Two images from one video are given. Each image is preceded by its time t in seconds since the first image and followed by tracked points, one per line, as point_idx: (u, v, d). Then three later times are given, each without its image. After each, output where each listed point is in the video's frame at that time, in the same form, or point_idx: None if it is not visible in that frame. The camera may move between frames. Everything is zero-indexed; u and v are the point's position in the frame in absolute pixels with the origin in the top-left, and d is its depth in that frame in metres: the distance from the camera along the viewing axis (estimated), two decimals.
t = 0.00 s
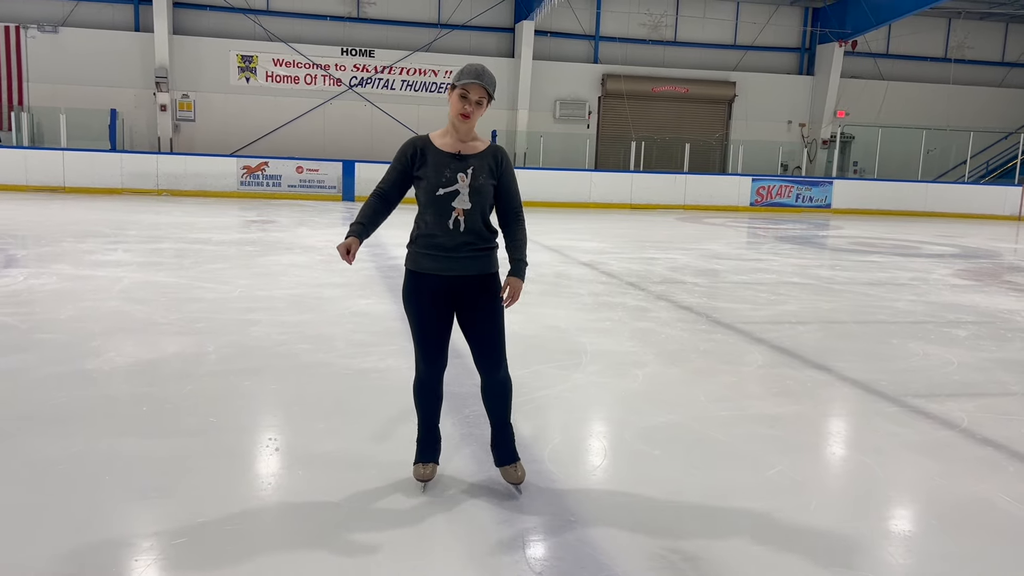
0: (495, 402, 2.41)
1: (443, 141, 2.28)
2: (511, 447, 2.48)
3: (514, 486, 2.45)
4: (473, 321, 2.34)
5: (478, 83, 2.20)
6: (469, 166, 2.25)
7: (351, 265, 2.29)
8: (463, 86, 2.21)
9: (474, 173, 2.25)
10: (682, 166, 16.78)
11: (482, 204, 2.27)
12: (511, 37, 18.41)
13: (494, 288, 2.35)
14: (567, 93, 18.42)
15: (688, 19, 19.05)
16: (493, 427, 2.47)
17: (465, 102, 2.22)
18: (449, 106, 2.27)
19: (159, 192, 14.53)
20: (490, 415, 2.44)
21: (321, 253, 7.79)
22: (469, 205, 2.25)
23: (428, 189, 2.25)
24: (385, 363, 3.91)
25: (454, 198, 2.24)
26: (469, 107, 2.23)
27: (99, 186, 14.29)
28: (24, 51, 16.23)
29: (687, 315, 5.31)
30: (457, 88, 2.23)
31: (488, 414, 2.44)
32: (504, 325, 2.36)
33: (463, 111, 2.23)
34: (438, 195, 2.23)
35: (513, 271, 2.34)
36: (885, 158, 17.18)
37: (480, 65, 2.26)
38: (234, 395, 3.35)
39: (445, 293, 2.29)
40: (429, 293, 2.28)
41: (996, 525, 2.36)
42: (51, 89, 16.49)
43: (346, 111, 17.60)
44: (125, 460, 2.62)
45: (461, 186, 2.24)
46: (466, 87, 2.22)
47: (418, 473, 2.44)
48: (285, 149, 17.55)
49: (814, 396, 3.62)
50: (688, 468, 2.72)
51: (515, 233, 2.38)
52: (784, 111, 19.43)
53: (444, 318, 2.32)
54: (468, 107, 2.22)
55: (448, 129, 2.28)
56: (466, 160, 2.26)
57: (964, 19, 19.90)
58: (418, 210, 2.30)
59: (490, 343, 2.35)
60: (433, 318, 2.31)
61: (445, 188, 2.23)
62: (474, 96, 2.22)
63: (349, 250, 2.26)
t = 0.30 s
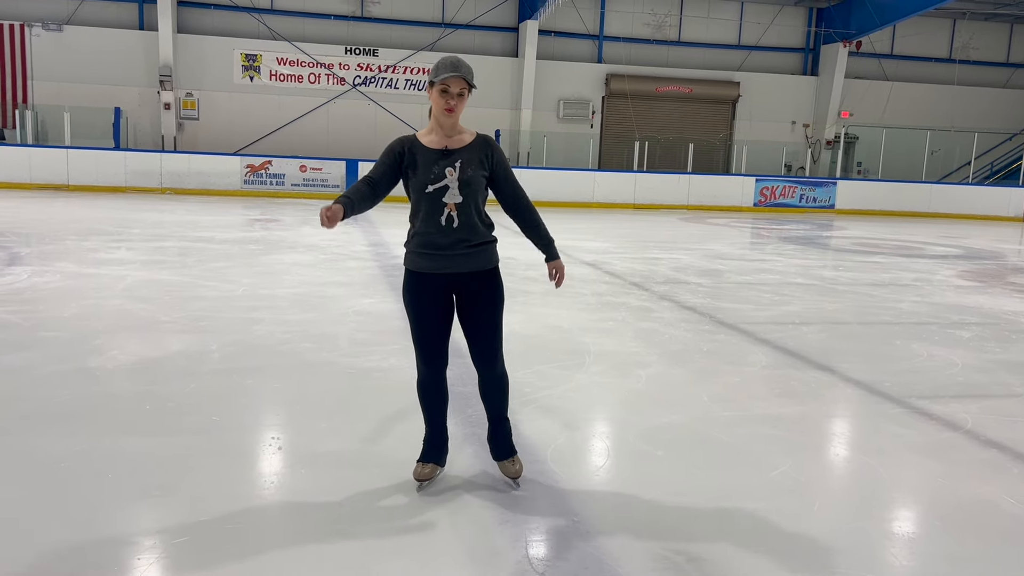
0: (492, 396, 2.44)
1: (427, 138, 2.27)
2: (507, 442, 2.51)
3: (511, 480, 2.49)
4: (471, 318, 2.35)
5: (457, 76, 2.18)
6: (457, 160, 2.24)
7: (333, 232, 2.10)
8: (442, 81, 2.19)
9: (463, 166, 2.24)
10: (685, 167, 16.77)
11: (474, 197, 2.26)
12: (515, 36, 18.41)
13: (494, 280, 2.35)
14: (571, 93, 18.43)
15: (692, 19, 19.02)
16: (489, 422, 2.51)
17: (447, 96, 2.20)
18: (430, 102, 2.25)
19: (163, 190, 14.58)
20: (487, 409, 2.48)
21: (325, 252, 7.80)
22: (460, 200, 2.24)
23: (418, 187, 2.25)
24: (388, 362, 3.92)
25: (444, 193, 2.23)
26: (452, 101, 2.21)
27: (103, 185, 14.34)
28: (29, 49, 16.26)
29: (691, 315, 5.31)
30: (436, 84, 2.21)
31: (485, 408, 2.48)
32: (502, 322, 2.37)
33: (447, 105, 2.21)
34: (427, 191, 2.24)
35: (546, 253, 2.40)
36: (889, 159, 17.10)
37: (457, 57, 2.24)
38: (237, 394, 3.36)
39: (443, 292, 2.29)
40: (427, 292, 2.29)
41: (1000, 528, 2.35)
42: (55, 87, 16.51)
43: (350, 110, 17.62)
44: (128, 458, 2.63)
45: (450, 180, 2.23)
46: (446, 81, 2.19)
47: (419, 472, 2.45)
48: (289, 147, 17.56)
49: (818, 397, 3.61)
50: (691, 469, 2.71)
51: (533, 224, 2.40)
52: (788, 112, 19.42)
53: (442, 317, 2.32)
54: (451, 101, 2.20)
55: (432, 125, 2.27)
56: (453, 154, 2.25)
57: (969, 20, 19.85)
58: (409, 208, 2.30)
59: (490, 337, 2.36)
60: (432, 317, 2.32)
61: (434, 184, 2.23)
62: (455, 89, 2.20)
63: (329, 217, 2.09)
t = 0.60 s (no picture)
0: (501, 394, 2.48)
1: (419, 137, 2.26)
2: (519, 435, 2.55)
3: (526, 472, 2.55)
4: (472, 318, 2.36)
5: (454, 72, 2.18)
6: (453, 159, 2.25)
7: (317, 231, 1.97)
8: (440, 77, 2.18)
9: (459, 166, 2.25)
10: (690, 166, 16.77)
11: (471, 196, 2.27)
12: (519, 35, 18.40)
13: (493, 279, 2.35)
14: (575, 92, 18.42)
15: (697, 18, 19.00)
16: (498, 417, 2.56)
17: (443, 94, 2.20)
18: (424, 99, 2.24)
19: (167, 188, 14.64)
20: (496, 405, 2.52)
21: (329, 250, 7.81)
22: (458, 199, 2.25)
23: (415, 188, 2.24)
24: (392, 361, 3.92)
25: (442, 193, 2.23)
26: (449, 98, 2.21)
27: (108, 183, 14.40)
28: (34, 47, 16.28)
29: (695, 315, 5.31)
30: (433, 81, 2.20)
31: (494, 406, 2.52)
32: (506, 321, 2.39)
33: (443, 103, 2.21)
34: (425, 193, 2.23)
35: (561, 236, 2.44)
36: (895, 160, 17.05)
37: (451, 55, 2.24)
38: (241, 392, 3.36)
39: (444, 292, 2.30)
40: (428, 294, 2.29)
41: (1004, 528, 2.35)
42: (59, 85, 16.55)
43: (354, 109, 17.63)
44: (132, 456, 2.63)
45: (448, 180, 2.23)
46: (443, 78, 2.19)
47: (423, 470, 2.45)
48: (293, 146, 17.57)
49: (823, 397, 3.61)
50: (694, 468, 2.71)
51: (534, 211, 2.38)
52: (793, 112, 19.39)
53: (443, 318, 2.32)
54: (448, 98, 2.20)
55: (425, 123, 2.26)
56: (448, 154, 2.25)
57: (975, 20, 19.78)
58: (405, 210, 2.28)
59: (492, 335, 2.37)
60: (433, 319, 2.31)
61: (431, 186, 2.23)
62: (451, 86, 2.20)
63: (324, 215, 1.99)
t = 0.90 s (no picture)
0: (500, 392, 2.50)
1: (435, 134, 2.27)
2: (512, 428, 2.66)
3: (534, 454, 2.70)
4: (478, 315, 2.40)
5: (481, 76, 2.20)
6: (471, 161, 2.28)
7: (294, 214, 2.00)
8: (466, 80, 2.20)
9: (477, 168, 2.30)
10: (695, 165, 16.72)
11: (485, 198, 2.33)
12: (524, 34, 18.38)
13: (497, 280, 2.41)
14: (580, 91, 18.41)
15: (702, 17, 18.97)
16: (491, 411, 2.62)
17: (466, 95, 2.22)
18: (445, 97, 2.25)
19: (172, 186, 14.68)
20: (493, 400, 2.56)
21: (334, 248, 7.81)
22: (474, 201, 2.29)
23: (432, 187, 2.24)
24: (397, 359, 3.92)
25: (460, 194, 2.26)
26: (471, 100, 2.23)
27: (113, 181, 14.42)
28: (40, 45, 16.33)
29: (699, 314, 5.30)
30: (457, 81, 2.21)
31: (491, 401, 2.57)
32: (516, 317, 2.42)
33: (464, 105, 2.23)
34: (444, 191, 2.25)
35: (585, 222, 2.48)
36: (901, 159, 16.97)
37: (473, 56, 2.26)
38: (246, 390, 3.37)
39: (453, 291, 2.32)
40: (437, 293, 2.30)
41: (1010, 528, 2.34)
42: (65, 84, 16.59)
43: (359, 107, 17.64)
44: (137, 453, 2.63)
45: (467, 181, 2.27)
46: (468, 80, 2.21)
47: (429, 469, 2.41)
48: (298, 144, 17.57)
49: (828, 397, 3.60)
50: (699, 468, 2.71)
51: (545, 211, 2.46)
52: (798, 111, 19.35)
53: (451, 316, 2.32)
54: (470, 101, 2.23)
55: (443, 120, 2.27)
56: (466, 155, 2.29)
57: (981, 19, 19.71)
58: (416, 207, 2.27)
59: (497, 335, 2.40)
60: (441, 317, 2.30)
61: (452, 185, 2.25)
62: (475, 88, 2.22)
63: (305, 201, 2.00)
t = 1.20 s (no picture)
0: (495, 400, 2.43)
1: (462, 133, 2.27)
2: (506, 444, 2.53)
3: (514, 472, 2.53)
4: (486, 318, 2.38)
5: (511, 80, 2.20)
6: (497, 165, 2.29)
7: (303, 204, 2.03)
8: (497, 83, 2.19)
9: (502, 172, 2.31)
10: (699, 164, 16.71)
11: (506, 204, 2.34)
12: (529, 33, 18.37)
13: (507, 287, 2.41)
14: (585, 90, 18.41)
15: (707, 16, 18.94)
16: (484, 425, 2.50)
17: (496, 98, 2.22)
18: (473, 99, 2.24)
19: (177, 185, 14.72)
20: (487, 413, 2.46)
21: (338, 247, 7.82)
22: (497, 204, 2.30)
23: (458, 186, 2.24)
24: (400, 358, 3.93)
25: (485, 196, 2.27)
26: (500, 103, 2.23)
27: (118, 179, 14.46)
28: (46, 44, 16.37)
29: (703, 313, 5.30)
30: (487, 83, 2.20)
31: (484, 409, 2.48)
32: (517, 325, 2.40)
33: (493, 107, 2.23)
34: (470, 191, 2.25)
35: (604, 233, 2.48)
36: (906, 159, 16.92)
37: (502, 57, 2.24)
38: (250, 388, 3.37)
39: (465, 292, 2.30)
40: (450, 292, 2.28)
41: (1015, 529, 2.33)
42: (71, 82, 16.63)
43: (363, 106, 17.64)
44: (142, 451, 2.65)
45: (492, 184, 2.27)
46: (498, 83, 2.20)
47: (437, 473, 2.40)
48: (303, 143, 17.59)
49: (832, 397, 3.60)
50: (702, 468, 2.70)
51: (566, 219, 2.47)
52: (804, 110, 19.31)
53: (464, 317, 2.31)
54: (499, 103, 2.22)
55: (472, 121, 2.27)
56: (492, 158, 2.30)
57: (988, 18, 19.64)
58: (438, 204, 2.27)
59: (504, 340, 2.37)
60: (453, 317, 2.29)
61: (479, 186, 2.26)
62: (505, 91, 2.22)
63: (316, 192, 2.03)
